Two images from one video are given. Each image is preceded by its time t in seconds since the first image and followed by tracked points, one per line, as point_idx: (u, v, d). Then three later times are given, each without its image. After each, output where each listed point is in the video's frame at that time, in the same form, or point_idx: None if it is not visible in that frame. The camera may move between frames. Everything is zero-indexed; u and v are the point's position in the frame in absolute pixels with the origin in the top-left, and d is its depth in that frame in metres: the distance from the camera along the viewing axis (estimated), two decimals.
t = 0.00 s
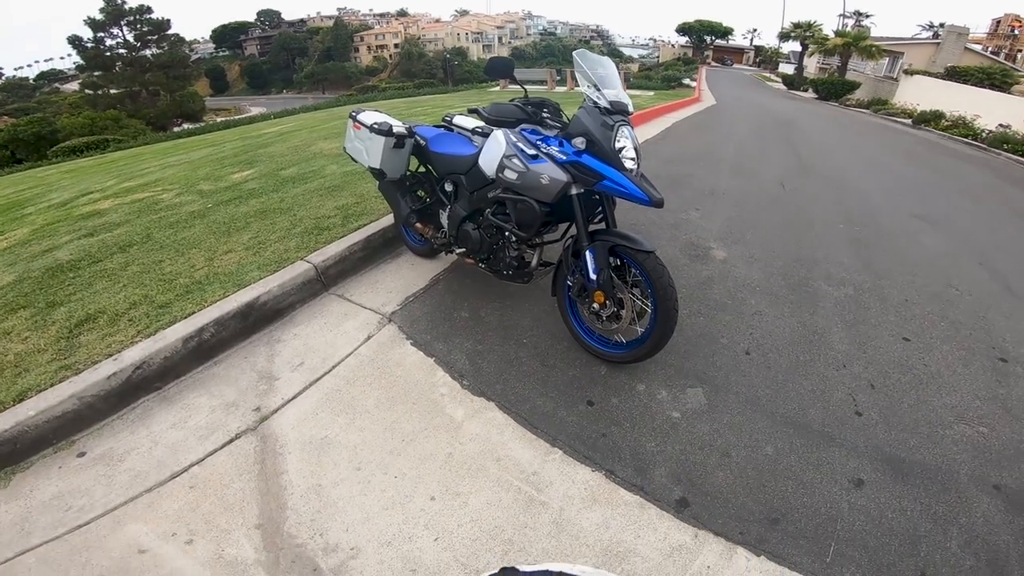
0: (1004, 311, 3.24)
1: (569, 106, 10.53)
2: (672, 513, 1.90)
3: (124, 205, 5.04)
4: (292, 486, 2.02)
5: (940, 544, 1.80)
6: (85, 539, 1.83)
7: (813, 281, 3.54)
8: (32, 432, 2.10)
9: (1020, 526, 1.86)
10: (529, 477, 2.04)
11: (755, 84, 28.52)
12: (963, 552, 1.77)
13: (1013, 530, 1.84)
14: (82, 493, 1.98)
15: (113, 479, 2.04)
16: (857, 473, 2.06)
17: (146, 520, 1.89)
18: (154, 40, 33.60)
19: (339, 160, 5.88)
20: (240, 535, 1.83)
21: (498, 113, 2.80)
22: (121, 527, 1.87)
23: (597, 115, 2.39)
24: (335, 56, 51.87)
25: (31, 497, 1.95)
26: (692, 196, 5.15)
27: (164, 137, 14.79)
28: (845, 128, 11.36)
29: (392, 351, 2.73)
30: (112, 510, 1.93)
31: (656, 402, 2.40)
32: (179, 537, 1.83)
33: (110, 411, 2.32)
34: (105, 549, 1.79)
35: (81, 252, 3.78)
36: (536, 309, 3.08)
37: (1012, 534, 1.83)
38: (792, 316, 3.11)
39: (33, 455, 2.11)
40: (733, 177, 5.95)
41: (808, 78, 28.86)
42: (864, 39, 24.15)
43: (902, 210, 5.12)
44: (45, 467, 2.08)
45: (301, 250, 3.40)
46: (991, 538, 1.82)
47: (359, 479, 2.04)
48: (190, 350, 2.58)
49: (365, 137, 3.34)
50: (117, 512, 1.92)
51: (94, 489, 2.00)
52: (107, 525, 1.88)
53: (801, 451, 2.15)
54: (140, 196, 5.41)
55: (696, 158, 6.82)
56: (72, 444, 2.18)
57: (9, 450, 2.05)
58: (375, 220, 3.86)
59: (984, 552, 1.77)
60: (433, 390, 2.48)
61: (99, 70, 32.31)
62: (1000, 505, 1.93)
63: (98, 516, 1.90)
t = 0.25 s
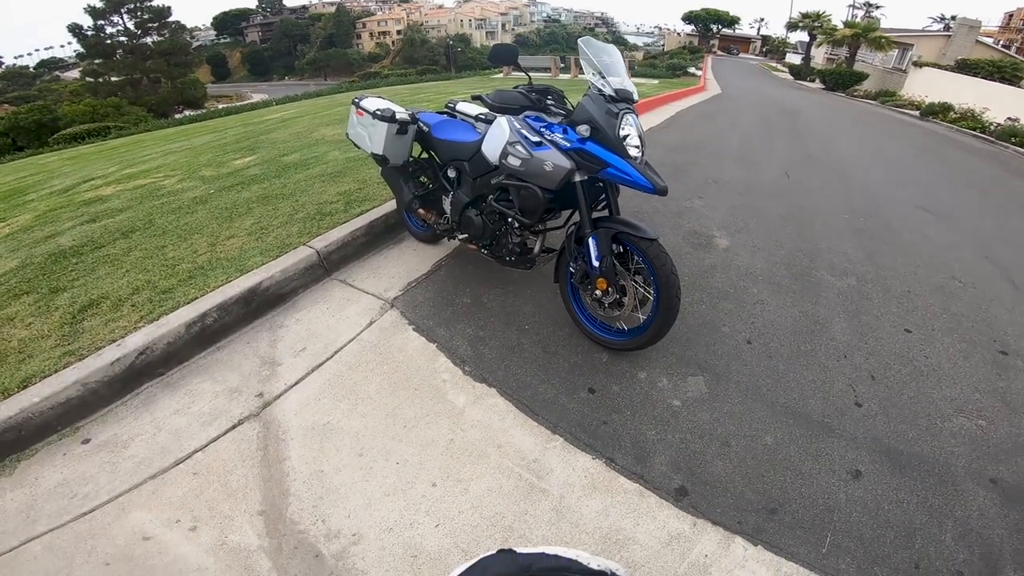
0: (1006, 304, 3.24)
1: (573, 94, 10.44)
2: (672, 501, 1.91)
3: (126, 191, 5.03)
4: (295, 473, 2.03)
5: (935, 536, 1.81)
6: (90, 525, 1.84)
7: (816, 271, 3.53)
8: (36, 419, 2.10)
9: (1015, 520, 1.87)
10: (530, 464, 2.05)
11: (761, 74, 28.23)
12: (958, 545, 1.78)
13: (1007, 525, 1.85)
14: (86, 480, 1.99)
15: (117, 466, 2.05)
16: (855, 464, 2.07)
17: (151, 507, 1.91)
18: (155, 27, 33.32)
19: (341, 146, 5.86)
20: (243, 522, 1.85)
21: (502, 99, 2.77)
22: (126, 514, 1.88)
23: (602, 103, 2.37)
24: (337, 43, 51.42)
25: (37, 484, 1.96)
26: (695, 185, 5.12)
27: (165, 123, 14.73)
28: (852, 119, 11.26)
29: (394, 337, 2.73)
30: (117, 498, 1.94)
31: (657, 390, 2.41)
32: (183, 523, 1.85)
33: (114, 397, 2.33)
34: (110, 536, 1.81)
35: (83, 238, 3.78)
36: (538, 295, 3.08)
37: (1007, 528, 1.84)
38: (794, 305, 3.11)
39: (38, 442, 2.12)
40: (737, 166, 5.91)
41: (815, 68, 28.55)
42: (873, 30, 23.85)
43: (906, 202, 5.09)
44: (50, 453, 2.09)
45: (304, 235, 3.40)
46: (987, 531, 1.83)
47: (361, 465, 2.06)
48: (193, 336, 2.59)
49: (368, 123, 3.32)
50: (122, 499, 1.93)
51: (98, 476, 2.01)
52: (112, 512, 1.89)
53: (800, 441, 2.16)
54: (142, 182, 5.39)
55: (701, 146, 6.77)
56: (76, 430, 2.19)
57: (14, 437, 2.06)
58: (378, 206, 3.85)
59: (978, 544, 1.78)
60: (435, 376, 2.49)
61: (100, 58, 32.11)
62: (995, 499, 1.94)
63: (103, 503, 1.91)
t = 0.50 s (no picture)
0: (1007, 291, 3.22)
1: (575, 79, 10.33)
2: (668, 484, 1.91)
3: (123, 174, 5.00)
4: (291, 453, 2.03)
5: (930, 523, 1.81)
6: (87, 507, 1.84)
7: (817, 255, 3.51)
8: (33, 401, 2.09)
9: (1010, 508, 1.87)
10: (527, 445, 2.05)
11: (766, 62, 27.93)
12: (952, 532, 1.78)
13: (1002, 513, 1.85)
14: (83, 461, 1.98)
15: (114, 448, 2.04)
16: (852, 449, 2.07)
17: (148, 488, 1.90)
18: (152, 13, 32.92)
19: (340, 129, 5.81)
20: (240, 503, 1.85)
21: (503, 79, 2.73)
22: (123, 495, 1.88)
23: (604, 83, 2.33)
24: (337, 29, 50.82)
25: (34, 466, 1.96)
26: (697, 169, 5.09)
27: (163, 108, 14.59)
28: (857, 108, 11.16)
29: (392, 317, 2.72)
30: (114, 479, 1.93)
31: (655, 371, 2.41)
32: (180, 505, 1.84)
33: (111, 377, 2.32)
34: (107, 517, 1.80)
35: (80, 220, 3.75)
36: (537, 275, 3.07)
37: (1002, 516, 1.84)
38: (795, 289, 3.09)
39: (35, 423, 2.11)
40: (740, 152, 5.86)
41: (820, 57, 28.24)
42: (881, 20, 23.56)
43: (909, 189, 5.05)
44: (47, 434, 2.08)
45: (302, 216, 3.38)
46: (981, 518, 1.83)
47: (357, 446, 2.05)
48: (190, 315, 2.58)
49: (367, 104, 3.28)
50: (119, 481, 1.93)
51: (95, 458, 2.00)
52: (109, 493, 1.89)
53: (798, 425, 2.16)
54: (139, 165, 5.35)
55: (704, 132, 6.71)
56: (73, 412, 2.18)
57: (12, 418, 2.05)
58: (376, 186, 3.83)
59: (973, 531, 1.79)
60: (433, 355, 2.49)
61: (97, 43, 31.77)
62: (991, 487, 1.94)
63: (100, 485, 1.91)
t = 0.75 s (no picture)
0: (1003, 287, 3.23)
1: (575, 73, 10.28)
2: (665, 478, 1.92)
3: (119, 166, 4.97)
4: (288, 447, 2.03)
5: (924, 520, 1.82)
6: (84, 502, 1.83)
7: (815, 249, 3.51)
8: (29, 395, 2.08)
9: (1004, 505, 1.87)
10: (524, 439, 2.05)
11: (767, 56, 27.79)
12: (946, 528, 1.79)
13: (996, 509, 1.86)
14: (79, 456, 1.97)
15: (110, 442, 2.04)
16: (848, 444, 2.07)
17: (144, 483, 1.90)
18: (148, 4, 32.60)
19: (338, 121, 5.77)
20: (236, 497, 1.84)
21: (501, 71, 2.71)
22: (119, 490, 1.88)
23: (602, 76, 2.31)
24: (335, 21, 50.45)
25: (30, 461, 1.95)
26: (696, 162, 5.07)
27: (160, 100, 14.50)
28: (857, 102, 11.13)
29: (389, 309, 2.72)
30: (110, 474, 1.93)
31: (652, 364, 2.41)
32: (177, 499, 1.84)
33: (107, 370, 2.31)
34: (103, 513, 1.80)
35: (76, 212, 3.73)
36: (535, 268, 3.06)
37: (996, 513, 1.85)
38: (793, 283, 3.09)
39: (31, 417, 2.11)
40: (739, 145, 5.85)
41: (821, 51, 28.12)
42: (882, 15, 23.46)
43: (908, 184, 5.05)
44: (43, 428, 2.08)
45: (299, 207, 3.36)
46: (975, 514, 1.84)
47: (354, 439, 2.05)
48: (185, 308, 2.58)
49: (364, 96, 3.26)
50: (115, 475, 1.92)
51: (91, 452, 1.99)
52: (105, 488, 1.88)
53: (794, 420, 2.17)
54: (135, 157, 5.31)
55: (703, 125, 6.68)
56: (69, 405, 2.17)
57: (8, 411, 2.04)
58: (374, 178, 3.81)
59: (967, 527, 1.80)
60: (431, 348, 2.48)
61: (92, 35, 31.50)
62: (985, 484, 1.95)
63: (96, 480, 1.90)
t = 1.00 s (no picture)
0: (999, 286, 3.24)
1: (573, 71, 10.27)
2: (663, 477, 1.92)
3: (116, 166, 4.95)
4: (286, 447, 2.03)
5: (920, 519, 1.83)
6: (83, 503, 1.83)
7: (812, 248, 3.52)
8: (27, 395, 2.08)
9: (1000, 504, 1.88)
10: (522, 438, 2.06)
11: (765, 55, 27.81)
12: (942, 527, 1.80)
13: (992, 508, 1.87)
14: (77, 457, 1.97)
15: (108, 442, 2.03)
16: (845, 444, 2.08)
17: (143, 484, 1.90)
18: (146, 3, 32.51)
19: (335, 120, 5.76)
20: (235, 497, 1.84)
21: (499, 70, 2.70)
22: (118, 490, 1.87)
23: (600, 75, 2.31)
24: (332, 19, 50.32)
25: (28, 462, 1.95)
26: (694, 161, 5.07)
27: (156, 99, 14.49)
28: (855, 101, 11.14)
29: (387, 309, 2.72)
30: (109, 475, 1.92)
31: (651, 364, 2.41)
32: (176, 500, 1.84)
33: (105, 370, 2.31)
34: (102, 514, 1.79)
35: (73, 212, 3.73)
36: (533, 267, 3.06)
37: (991, 512, 1.85)
38: (790, 282, 3.10)
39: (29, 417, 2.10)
40: (737, 144, 5.85)
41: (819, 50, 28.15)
42: (880, 14, 23.48)
43: (905, 183, 5.06)
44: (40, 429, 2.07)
45: (296, 207, 3.36)
46: (970, 513, 1.85)
47: (352, 440, 2.05)
48: (183, 308, 2.57)
49: (361, 95, 3.25)
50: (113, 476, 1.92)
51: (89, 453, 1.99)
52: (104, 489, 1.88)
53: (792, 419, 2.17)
54: (132, 157, 5.30)
55: (701, 124, 6.69)
56: (67, 405, 2.17)
57: (6, 411, 2.03)
58: (372, 178, 3.81)
59: (962, 525, 1.80)
60: (429, 347, 2.48)
61: (89, 34, 31.38)
62: (981, 482, 1.96)
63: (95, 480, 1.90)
